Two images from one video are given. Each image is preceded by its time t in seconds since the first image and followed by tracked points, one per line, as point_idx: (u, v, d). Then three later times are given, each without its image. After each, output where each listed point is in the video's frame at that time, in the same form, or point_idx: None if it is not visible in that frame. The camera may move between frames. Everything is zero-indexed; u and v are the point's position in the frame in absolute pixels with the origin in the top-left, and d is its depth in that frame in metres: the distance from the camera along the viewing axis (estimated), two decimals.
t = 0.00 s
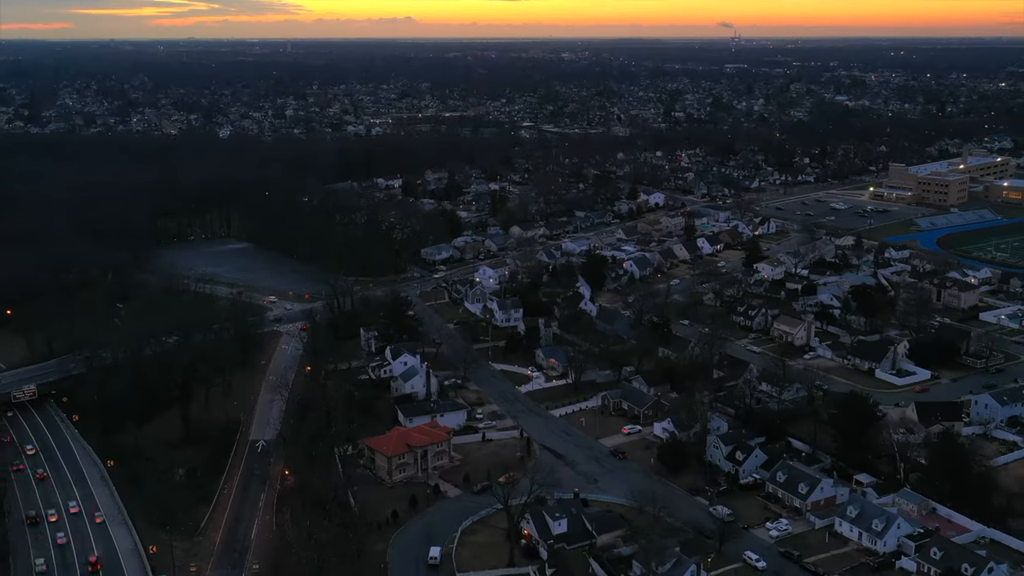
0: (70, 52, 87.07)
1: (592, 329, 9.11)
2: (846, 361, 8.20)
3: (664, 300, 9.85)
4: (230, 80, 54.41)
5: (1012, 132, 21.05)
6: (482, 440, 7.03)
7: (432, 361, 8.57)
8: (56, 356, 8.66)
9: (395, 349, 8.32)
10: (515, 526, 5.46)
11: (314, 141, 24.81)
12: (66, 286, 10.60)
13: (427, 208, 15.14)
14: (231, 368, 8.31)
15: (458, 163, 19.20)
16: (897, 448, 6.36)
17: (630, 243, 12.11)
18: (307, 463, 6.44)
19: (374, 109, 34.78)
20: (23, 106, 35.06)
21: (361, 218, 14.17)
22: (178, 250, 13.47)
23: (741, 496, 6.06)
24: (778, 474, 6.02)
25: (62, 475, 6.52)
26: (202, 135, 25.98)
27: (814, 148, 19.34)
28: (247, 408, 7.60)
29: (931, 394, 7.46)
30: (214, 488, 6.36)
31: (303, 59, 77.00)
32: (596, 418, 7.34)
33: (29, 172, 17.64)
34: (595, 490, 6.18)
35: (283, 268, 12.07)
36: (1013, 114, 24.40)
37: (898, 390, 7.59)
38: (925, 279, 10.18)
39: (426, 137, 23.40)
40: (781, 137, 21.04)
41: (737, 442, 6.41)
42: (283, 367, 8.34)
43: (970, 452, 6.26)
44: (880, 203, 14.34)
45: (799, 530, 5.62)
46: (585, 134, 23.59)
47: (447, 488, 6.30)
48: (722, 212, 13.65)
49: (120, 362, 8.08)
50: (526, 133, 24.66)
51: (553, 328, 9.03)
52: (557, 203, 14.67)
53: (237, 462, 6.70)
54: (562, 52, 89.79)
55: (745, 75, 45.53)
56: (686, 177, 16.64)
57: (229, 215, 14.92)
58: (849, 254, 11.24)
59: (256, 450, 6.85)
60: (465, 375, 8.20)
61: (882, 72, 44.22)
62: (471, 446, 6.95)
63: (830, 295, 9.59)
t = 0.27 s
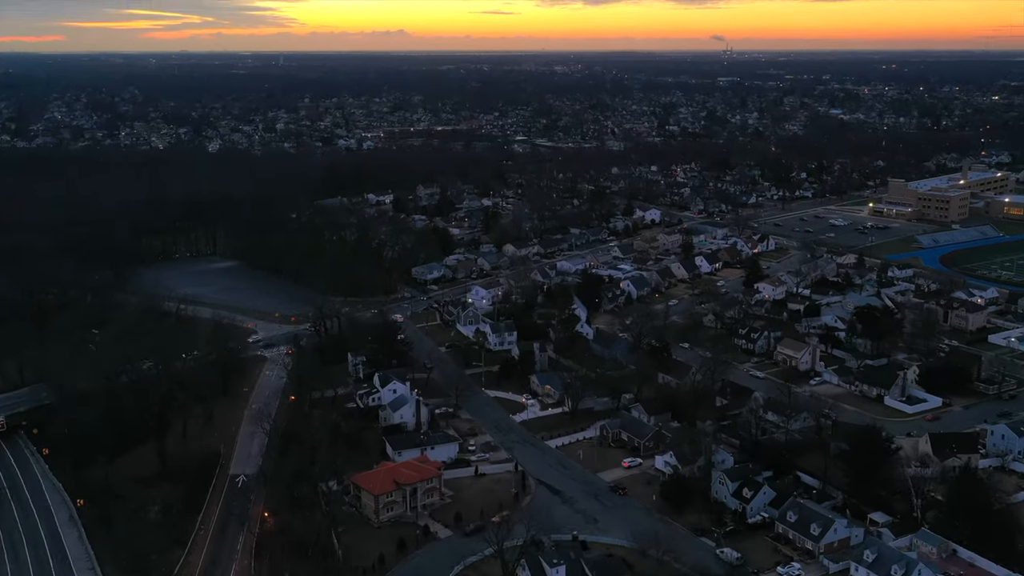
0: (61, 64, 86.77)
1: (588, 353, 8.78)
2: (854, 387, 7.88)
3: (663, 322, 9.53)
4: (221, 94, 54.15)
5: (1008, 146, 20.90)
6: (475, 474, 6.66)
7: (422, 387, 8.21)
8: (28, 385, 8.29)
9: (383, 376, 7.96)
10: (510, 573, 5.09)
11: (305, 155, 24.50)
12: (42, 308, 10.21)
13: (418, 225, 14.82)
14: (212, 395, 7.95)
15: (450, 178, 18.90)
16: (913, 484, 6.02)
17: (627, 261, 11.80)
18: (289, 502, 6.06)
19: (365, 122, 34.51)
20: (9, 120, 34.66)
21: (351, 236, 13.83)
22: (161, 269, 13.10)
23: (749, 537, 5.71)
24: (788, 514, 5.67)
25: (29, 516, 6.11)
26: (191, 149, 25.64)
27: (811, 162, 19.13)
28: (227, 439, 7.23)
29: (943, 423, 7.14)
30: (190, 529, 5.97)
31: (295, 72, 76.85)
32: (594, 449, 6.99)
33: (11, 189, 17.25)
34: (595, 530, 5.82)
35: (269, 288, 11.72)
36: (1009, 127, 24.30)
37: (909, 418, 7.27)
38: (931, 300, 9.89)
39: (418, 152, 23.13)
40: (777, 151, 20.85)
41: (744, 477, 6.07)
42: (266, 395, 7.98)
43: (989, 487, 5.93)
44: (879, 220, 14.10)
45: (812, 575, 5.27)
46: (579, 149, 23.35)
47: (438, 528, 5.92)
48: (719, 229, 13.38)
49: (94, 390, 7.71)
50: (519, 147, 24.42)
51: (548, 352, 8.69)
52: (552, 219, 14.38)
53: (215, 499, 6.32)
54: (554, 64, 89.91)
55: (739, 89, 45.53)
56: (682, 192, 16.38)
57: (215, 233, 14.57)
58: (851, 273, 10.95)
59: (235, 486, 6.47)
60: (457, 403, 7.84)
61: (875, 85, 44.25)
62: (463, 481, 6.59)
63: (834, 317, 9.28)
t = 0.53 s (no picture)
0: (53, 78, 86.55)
1: (586, 382, 8.38)
2: (865, 418, 7.50)
3: (663, 348, 9.15)
4: (212, 108, 53.83)
5: (1006, 162, 20.71)
6: (467, 517, 6.23)
7: (411, 419, 7.79)
8: None
9: (371, 408, 7.54)
10: None
11: (295, 172, 24.13)
12: (15, 334, 9.77)
13: (409, 244, 14.44)
14: (189, 430, 7.53)
15: (443, 195, 18.55)
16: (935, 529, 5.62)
17: (624, 283, 11.44)
18: (267, 551, 5.61)
19: (357, 138, 34.22)
20: None
21: (340, 256, 13.43)
22: (143, 290, 12.67)
23: None
24: (805, 563, 5.26)
25: None
26: (179, 166, 25.24)
27: (808, 179, 18.87)
28: (204, 479, 6.80)
29: (962, 458, 6.75)
30: None
31: (287, 87, 76.63)
32: (594, 488, 6.58)
33: None
34: None
35: (255, 312, 11.31)
36: (1005, 143, 24.14)
37: (925, 452, 6.88)
38: (940, 323, 9.55)
39: (410, 168, 22.80)
40: (774, 167, 20.60)
41: (755, 522, 5.66)
42: (247, 430, 7.55)
43: (1018, 532, 5.54)
44: (881, 239, 13.79)
45: None
46: (573, 165, 23.06)
47: None
48: (718, 248, 13.04)
49: (63, 427, 7.29)
50: (513, 163, 24.11)
51: (544, 382, 8.30)
52: (546, 238, 14.02)
53: (188, 546, 5.87)
54: (547, 79, 89.99)
55: (732, 104, 45.45)
56: (679, 210, 16.06)
57: (200, 253, 14.15)
58: (856, 295, 10.61)
59: (211, 532, 6.03)
60: (448, 438, 7.42)
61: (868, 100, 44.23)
62: (455, 524, 6.16)
63: (841, 342, 8.91)
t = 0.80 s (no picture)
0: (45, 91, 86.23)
1: (584, 406, 8.04)
2: (876, 446, 7.17)
3: (664, 370, 8.83)
4: (204, 121, 53.53)
5: (1005, 175, 20.54)
6: (461, 554, 5.87)
7: (402, 447, 7.44)
8: None
9: (360, 437, 7.19)
10: None
11: (286, 186, 23.81)
12: None
13: (402, 260, 14.12)
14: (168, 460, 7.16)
15: (436, 210, 18.24)
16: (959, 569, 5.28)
17: (622, 300, 11.13)
18: None
19: (350, 150, 33.95)
20: None
21: (330, 273, 13.09)
22: (127, 309, 12.30)
23: None
24: None
25: None
26: (168, 179, 24.90)
27: (806, 193, 18.64)
28: (183, 513, 6.43)
29: (980, 488, 6.42)
30: None
31: (279, 99, 76.41)
32: (595, 523, 6.22)
33: None
34: None
35: (241, 332, 10.96)
36: (1002, 156, 24.01)
37: (941, 482, 6.55)
38: (948, 343, 9.26)
39: (403, 182, 22.52)
40: (770, 181, 20.38)
41: (768, 562, 5.31)
42: (229, 460, 7.19)
43: None
44: (883, 255, 13.54)
45: None
46: (568, 178, 22.81)
47: None
48: (718, 264, 12.76)
49: (34, 457, 6.93)
50: (507, 176, 23.85)
51: (541, 407, 7.96)
52: (542, 254, 13.72)
53: None
54: (541, 92, 90.05)
55: (726, 117, 45.43)
56: (677, 225, 15.79)
57: (187, 269, 13.80)
58: (860, 313, 10.32)
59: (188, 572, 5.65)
60: (441, 467, 7.07)
61: (862, 113, 44.27)
62: (448, 563, 5.79)
63: (849, 364, 8.59)
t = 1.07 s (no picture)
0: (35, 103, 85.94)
1: (583, 432, 7.69)
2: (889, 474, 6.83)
3: (665, 393, 8.50)
4: (195, 134, 53.19)
5: (1003, 188, 20.39)
6: None
7: (392, 478, 7.07)
8: None
9: (347, 467, 6.81)
10: None
11: (276, 200, 23.47)
12: None
13: (393, 276, 13.79)
14: (143, 493, 6.79)
15: (428, 224, 17.92)
16: None
17: (619, 319, 10.81)
18: None
19: (341, 163, 33.65)
20: None
21: (320, 290, 12.75)
22: (109, 329, 11.92)
23: None
24: None
25: None
26: (157, 193, 24.53)
27: (804, 207, 18.41)
28: (158, 550, 6.05)
29: (1001, 521, 6.08)
30: None
31: (271, 112, 76.13)
32: (596, 560, 5.85)
33: None
34: None
35: (226, 353, 10.58)
36: (998, 169, 23.90)
37: (959, 514, 6.20)
38: (957, 363, 8.96)
39: (394, 196, 22.21)
40: (767, 195, 20.16)
41: None
42: (209, 492, 6.81)
43: None
44: (884, 270, 13.28)
45: None
46: (562, 192, 22.54)
47: None
48: (717, 280, 12.47)
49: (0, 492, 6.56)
50: (501, 190, 23.57)
51: (537, 433, 7.61)
52: (536, 270, 13.40)
53: None
54: (534, 104, 90.13)
55: (720, 129, 45.39)
56: (674, 240, 15.51)
57: (171, 287, 13.43)
58: (865, 332, 10.02)
59: None
60: (433, 499, 6.69)
61: (856, 125, 44.29)
62: None
63: (856, 386, 8.28)
